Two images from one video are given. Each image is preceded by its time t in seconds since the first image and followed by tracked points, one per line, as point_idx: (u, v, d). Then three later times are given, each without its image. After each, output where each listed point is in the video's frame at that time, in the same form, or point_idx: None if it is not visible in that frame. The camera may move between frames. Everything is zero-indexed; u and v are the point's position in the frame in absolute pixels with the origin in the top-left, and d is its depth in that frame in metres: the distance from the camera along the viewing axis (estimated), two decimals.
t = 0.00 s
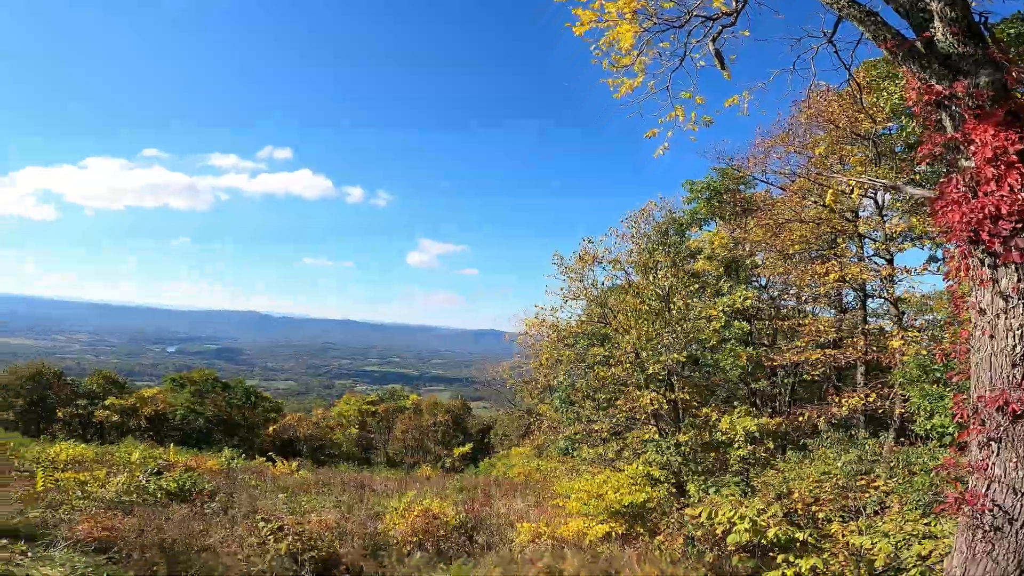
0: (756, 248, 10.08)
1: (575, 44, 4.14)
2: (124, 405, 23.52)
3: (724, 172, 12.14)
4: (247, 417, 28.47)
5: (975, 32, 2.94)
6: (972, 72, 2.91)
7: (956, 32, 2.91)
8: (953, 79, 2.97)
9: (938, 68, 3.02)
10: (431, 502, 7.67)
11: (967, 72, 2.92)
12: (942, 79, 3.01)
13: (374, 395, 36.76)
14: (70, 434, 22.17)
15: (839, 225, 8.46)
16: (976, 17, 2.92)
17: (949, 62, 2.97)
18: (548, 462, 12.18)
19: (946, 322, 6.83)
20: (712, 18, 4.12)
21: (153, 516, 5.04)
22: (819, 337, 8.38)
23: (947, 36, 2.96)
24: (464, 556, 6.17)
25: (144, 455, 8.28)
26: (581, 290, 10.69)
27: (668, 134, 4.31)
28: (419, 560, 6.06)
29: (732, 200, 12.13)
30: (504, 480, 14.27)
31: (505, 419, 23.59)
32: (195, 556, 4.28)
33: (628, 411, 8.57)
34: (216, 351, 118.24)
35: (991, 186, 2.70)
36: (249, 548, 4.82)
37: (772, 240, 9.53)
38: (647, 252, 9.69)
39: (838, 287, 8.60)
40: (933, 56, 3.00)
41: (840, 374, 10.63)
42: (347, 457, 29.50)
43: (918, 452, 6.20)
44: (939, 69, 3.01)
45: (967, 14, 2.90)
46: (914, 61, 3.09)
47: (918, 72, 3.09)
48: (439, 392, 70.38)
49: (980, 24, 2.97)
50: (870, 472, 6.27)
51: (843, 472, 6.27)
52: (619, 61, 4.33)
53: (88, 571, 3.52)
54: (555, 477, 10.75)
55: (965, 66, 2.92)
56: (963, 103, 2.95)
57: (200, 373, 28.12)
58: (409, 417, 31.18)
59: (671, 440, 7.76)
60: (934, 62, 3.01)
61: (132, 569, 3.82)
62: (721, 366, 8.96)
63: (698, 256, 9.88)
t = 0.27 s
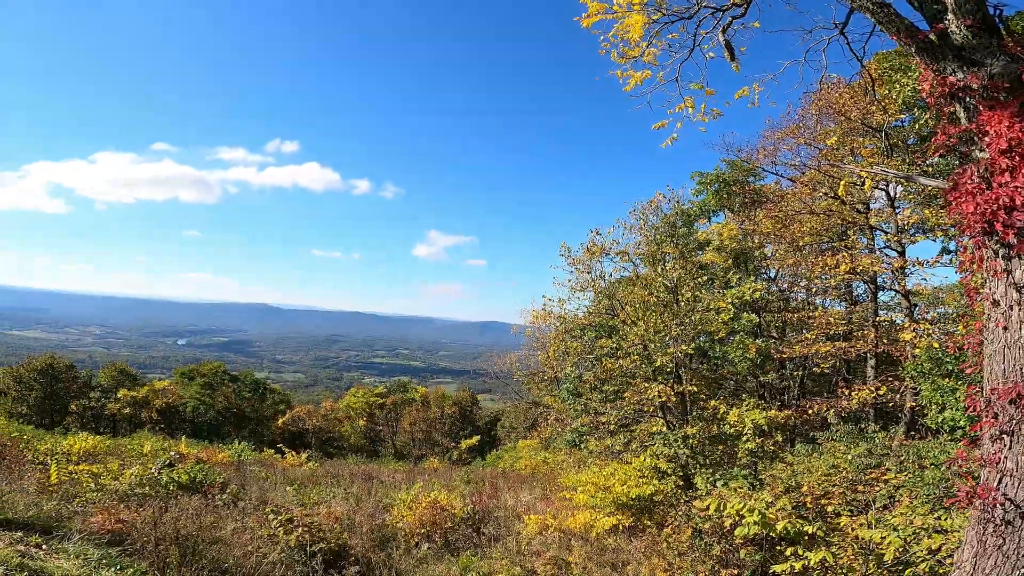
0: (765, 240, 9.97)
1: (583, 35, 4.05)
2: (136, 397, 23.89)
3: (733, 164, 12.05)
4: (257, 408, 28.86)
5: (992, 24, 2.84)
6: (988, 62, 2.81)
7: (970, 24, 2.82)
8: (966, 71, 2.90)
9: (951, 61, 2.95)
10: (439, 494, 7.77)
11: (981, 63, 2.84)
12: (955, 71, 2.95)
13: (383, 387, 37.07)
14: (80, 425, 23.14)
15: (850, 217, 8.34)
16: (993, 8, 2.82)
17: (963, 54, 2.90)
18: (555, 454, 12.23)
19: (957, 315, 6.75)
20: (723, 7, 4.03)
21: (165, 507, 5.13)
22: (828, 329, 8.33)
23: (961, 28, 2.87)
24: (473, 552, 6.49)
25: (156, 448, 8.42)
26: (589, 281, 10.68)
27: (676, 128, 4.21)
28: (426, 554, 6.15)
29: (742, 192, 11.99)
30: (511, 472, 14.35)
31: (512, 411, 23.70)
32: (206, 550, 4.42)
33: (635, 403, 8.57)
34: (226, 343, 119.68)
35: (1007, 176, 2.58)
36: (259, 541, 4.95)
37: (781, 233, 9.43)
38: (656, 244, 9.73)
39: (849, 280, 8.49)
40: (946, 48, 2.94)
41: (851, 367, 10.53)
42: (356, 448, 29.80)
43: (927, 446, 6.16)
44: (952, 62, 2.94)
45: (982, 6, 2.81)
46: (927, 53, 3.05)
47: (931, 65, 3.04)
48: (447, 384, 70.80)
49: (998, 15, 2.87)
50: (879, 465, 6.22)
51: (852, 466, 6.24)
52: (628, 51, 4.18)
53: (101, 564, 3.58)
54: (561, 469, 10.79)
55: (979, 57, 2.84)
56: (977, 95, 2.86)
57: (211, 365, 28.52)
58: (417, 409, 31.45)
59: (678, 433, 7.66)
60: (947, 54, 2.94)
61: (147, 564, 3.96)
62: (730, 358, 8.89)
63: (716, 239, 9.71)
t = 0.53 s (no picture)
0: (775, 234, 9.85)
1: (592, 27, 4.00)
2: (147, 392, 24.25)
3: (743, 158, 11.91)
4: (267, 403, 29.19)
5: (1006, 18, 2.82)
6: (1003, 54, 2.75)
7: (985, 16, 2.80)
8: (980, 63, 2.85)
9: (965, 53, 2.89)
10: (447, 488, 7.84)
11: (996, 55, 2.78)
12: (968, 64, 2.89)
13: (391, 382, 37.28)
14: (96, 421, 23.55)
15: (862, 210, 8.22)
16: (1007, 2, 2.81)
17: (978, 46, 2.85)
18: (563, 449, 12.25)
19: (971, 310, 6.63)
20: None
21: (178, 501, 5.21)
22: (840, 324, 8.27)
23: (975, 22, 2.85)
24: (482, 546, 6.62)
25: (168, 442, 8.54)
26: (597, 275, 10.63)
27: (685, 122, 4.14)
28: (434, 550, 6.21)
29: (752, 186, 11.86)
30: (518, 466, 14.40)
31: (520, 406, 23.73)
32: (215, 544, 4.56)
33: (644, 397, 8.54)
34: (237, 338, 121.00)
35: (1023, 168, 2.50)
36: (271, 534, 5.05)
37: (792, 227, 9.33)
38: (665, 238, 9.68)
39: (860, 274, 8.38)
40: (960, 40, 2.89)
41: (861, 361, 10.42)
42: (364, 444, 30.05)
43: (939, 441, 6.11)
44: (967, 54, 2.89)
45: None
46: (940, 46, 2.98)
47: (945, 57, 2.97)
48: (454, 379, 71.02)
49: (1012, 9, 2.86)
50: (891, 461, 6.17)
51: (862, 461, 6.20)
52: (637, 44, 4.11)
53: (117, 558, 3.64)
54: (569, 464, 10.82)
55: (995, 48, 2.79)
56: (992, 88, 2.77)
57: (221, 360, 28.84)
58: (425, 404, 31.67)
59: (686, 430, 7.55)
60: (962, 46, 2.89)
61: (160, 558, 4.09)
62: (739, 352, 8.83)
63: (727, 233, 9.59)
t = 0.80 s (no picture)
0: (798, 223, 9.59)
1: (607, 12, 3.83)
2: (173, 381, 25.34)
3: (765, 146, 11.58)
4: (289, 392, 29.91)
5: None
6: None
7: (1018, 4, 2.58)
8: (1012, 53, 2.65)
9: (996, 43, 2.70)
10: (464, 478, 7.95)
11: None
12: (999, 54, 2.70)
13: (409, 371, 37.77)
14: (122, 410, 24.60)
15: (888, 199, 7.93)
16: None
17: (1010, 36, 2.65)
18: (580, 439, 12.28)
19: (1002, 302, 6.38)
20: None
21: (203, 490, 5.40)
22: (864, 313, 8.02)
23: (1006, 10, 2.64)
24: (499, 535, 6.73)
25: (193, 431, 8.81)
26: (615, 264, 10.52)
27: (703, 117, 3.93)
28: (451, 539, 6.33)
29: (773, 175, 11.57)
30: (535, 456, 14.48)
31: (536, 396, 23.82)
32: (239, 534, 4.67)
33: (662, 386, 8.47)
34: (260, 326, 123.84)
35: None
36: (292, 523, 5.20)
37: (815, 215, 9.07)
38: (684, 226, 9.51)
39: (886, 263, 8.11)
40: (991, 30, 2.69)
41: (887, 353, 10.15)
42: (383, 432, 30.59)
43: (966, 434, 5.95)
44: (998, 43, 2.69)
45: None
46: (968, 35, 2.78)
47: (974, 47, 2.78)
48: (472, 368, 71.56)
49: None
50: (915, 454, 6.02)
51: (885, 454, 6.06)
52: (655, 33, 3.87)
53: (144, 546, 3.79)
54: (586, 454, 10.84)
55: None
56: None
57: (244, 350, 29.59)
58: (443, 393, 32.07)
59: (704, 421, 7.47)
60: (993, 36, 2.69)
61: (186, 546, 4.17)
62: (759, 342, 8.64)
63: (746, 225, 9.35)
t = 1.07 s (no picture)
0: (823, 212, 9.31)
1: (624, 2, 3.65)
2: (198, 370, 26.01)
3: (788, 135, 11.25)
4: (310, 381, 30.58)
5: None
6: None
7: None
8: None
9: None
10: (482, 468, 8.05)
11: None
12: None
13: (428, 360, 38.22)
14: (151, 399, 25.44)
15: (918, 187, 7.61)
16: None
17: None
18: (597, 430, 12.28)
19: None
20: None
21: (228, 479, 5.56)
22: (891, 302, 7.77)
23: None
24: (516, 526, 6.83)
25: (219, 421, 9.06)
26: (634, 253, 10.38)
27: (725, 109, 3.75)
28: (469, 529, 6.43)
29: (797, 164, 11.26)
30: (553, 447, 14.53)
31: (554, 386, 23.85)
32: (264, 521, 4.79)
33: (682, 376, 8.37)
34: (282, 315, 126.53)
35: None
36: (315, 513, 5.33)
37: (841, 204, 8.78)
38: (706, 214, 9.30)
39: (914, 254, 7.83)
40: None
41: (915, 344, 9.85)
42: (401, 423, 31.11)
43: (996, 428, 5.77)
44: None
45: None
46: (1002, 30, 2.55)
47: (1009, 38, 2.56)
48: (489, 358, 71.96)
49: None
50: (943, 448, 5.86)
51: (911, 447, 5.93)
52: (674, 21, 3.69)
53: (173, 536, 3.93)
54: (604, 445, 10.84)
55: None
56: None
57: (267, 339, 30.31)
58: (461, 383, 32.41)
59: (724, 412, 7.38)
60: None
61: (213, 534, 4.29)
62: (782, 333, 8.46)
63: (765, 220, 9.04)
